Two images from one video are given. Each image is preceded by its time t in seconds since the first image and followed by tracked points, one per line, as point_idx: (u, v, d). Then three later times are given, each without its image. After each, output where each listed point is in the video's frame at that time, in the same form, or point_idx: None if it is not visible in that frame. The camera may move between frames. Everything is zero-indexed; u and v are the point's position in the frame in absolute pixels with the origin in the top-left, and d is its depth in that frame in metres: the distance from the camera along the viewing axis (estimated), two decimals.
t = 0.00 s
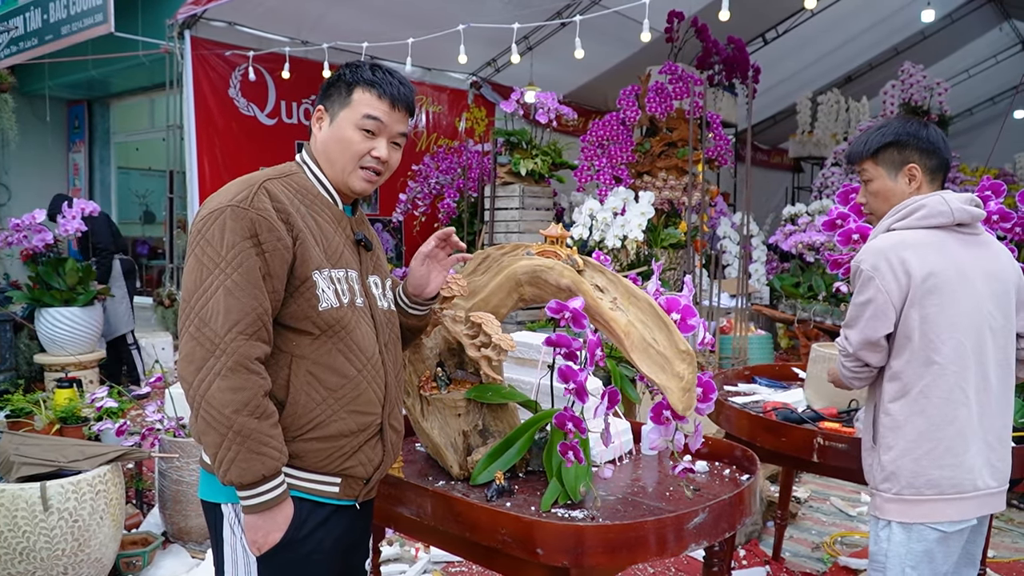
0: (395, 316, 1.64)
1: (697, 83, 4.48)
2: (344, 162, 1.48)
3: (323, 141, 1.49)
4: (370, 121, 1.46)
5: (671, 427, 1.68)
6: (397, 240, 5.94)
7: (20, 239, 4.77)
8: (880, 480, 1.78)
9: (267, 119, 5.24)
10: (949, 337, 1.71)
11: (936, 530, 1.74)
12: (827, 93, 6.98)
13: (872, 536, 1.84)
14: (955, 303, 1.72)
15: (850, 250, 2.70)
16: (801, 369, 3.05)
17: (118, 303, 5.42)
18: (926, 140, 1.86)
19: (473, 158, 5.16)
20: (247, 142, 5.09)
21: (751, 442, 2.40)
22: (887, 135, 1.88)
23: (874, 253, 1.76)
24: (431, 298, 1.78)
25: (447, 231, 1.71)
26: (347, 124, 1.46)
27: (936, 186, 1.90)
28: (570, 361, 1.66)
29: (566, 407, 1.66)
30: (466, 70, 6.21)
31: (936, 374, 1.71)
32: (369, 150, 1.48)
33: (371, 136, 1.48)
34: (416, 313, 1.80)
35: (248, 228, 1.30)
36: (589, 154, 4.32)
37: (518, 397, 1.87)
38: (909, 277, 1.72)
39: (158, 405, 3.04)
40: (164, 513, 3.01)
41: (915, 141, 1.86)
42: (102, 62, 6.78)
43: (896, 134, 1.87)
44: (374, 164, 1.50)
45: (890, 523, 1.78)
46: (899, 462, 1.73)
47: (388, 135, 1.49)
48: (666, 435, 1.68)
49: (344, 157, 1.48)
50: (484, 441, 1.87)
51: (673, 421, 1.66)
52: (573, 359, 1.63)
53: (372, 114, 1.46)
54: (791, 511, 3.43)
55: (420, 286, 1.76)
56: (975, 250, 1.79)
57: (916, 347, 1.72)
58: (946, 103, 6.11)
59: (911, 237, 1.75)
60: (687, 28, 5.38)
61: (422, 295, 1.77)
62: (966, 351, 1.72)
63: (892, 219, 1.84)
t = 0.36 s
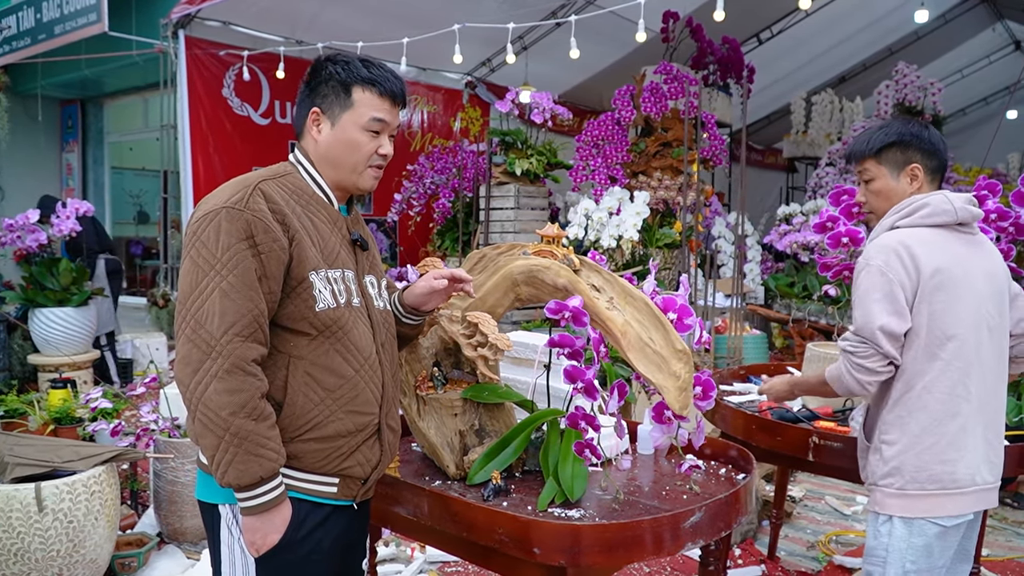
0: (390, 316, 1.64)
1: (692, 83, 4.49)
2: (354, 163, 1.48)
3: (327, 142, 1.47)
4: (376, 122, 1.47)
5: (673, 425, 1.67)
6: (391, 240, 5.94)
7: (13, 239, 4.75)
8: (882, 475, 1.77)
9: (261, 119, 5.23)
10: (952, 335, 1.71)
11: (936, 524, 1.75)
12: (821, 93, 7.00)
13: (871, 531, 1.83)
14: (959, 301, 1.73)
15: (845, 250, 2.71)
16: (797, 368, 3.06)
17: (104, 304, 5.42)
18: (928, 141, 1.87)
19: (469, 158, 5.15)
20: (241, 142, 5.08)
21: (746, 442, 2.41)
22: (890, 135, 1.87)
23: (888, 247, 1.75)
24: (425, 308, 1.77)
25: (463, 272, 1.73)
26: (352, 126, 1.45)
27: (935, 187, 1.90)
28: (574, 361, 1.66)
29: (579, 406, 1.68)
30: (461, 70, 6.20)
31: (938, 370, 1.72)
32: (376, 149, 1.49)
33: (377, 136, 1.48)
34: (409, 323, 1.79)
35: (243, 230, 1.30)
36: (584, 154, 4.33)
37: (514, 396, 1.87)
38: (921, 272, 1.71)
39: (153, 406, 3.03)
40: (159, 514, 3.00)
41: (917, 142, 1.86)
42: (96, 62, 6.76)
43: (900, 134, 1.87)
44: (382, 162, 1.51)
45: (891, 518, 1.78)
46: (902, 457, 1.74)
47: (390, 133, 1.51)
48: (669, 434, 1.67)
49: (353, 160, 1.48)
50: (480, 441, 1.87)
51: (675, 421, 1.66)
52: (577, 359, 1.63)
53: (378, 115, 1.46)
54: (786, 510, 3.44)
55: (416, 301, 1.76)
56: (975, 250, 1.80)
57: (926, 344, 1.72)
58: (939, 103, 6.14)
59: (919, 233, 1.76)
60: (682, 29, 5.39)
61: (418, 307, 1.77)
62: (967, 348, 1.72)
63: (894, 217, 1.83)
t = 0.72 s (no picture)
0: (387, 313, 1.63)
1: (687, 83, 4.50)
2: (365, 169, 1.50)
3: (340, 146, 1.46)
4: (388, 127, 1.49)
5: (666, 424, 1.68)
6: (386, 240, 5.94)
7: (7, 239, 4.73)
8: (914, 490, 1.69)
9: (255, 118, 5.22)
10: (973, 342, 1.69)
11: (961, 535, 1.73)
12: (816, 94, 7.02)
13: (898, 548, 1.75)
14: (977, 307, 1.71)
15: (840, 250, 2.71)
16: (792, 368, 3.07)
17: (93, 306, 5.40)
18: (926, 137, 1.82)
19: (464, 158, 5.14)
20: (235, 141, 5.06)
21: (743, 441, 2.42)
22: (888, 132, 1.82)
23: (924, 252, 1.65)
24: (421, 304, 1.78)
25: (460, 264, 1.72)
26: (366, 132, 1.46)
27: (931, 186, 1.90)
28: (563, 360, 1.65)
29: (561, 406, 1.67)
30: (456, 69, 6.20)
31: (964, 378, 1.69)
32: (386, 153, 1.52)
33: (386, 139, 1.51)
34: (406, 320, 1.81)
35: (241, 228, 1.30)
36: (580, 154, 4.33)
37: (510, 395, 1.86)
38: (950, 278, 1.65)
39: (148, 406, 3.02)
40: (154, 515, 2.99)
41: (915, 139, 1.81)
42: (89, 61, 6.74)
43: (898, 131, 1.81)
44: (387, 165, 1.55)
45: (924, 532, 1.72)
46: (934, 470, 1.68)
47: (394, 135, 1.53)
48: (662, 432, 1.68)
49: (365, 164, 1.50)
50: (477, 441, 1.87)
51: (669, 419, 1.66)
52: (568, 358, 1.62)
53: (391, 121, 1.49)
54: (781, 509, 3.45)
55: (415, 297, 1.76)
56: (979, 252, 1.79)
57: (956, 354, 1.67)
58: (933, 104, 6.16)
59: (945, 237, 1.69)
60: (677, 28, 5.40)
61: (415, 303, 1.78)
62: (984, 355, 1.72)
63: (909, 218, 1.75)
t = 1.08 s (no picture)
0: (382, 312, 1.63)
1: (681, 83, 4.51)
2: (360, 168, 1.50)
3: (338, 146, 1.46)
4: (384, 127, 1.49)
5: (657, 424, 1.69)
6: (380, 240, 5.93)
7: None
8: (928, 504, 1.59)
9: (249, 118, 5.20)
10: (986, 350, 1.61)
11: (973, 540, 1.64)
12: (810, 94, 7.05)
13: (912, 561, 1.64)
14: (990, 313, 1.62)
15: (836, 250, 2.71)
16: (787, 367, 3.07)
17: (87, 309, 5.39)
18: (946, 131, 1.70)
19: (458, 157, 5.12)
20: (229, 140, 5.04)
21: (739, 440, 2.42)
22: (912, 117, 1.68)
23: (942, 265, 1.53)
24: (418, 304, 1.77)
25: (456, 266, 1.71)
26: (363, 132, 1.46)
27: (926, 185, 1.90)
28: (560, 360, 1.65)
29: (559, 406, 1.66)
30: (450, 69, 6.19)
31: (977, 387, 1.60)
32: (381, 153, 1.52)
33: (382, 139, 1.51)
34: (403, 319, 1.80)
35: (235, 227, 1.29)
36: (574, 154, 4.33)
37: (507, 395, 1.86)
38: (968, 290, 1.55)
39: (143, 406, 3.01)
40: (148, 515, 2.97)
41: (937, 129, 1.68)
42: (83, 61, 6.72)
43: (921, 118, 1.68)
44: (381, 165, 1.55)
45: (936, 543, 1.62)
46: (948, 483, 1.58)
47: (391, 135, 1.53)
48: (654, 432, 1.69)
49: (360, 163, 1.49)
50: (473, 441, 1.87)
51: (660, 419, 1.68)
52: (565, 358, 1.62)
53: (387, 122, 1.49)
54: (777, 508, 3.45)
55: (411, 296, 1.75)
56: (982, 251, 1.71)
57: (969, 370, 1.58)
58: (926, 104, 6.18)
59: (962, 246, 1.57)
60: (671, 28, 5.41)
61: (412, 303, 1.77)
62: (995, 359, 1.63)
63: (925, 221, 1.60)
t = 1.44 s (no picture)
0: (377, 311, 1.63)
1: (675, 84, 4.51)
2: (352, 165, 1.49)
3: (327, 145, 1.45)
4: (374, 125, 1.48)
5: (662, 423, 1.68)
6: (374, 239, 5.92)
7: None
8: (923, 508, 1.59)
9: (243, 117, 5.19)
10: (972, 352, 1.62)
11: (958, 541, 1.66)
12: (803, 94, 7.06)
13: (905, 562, 1.64)
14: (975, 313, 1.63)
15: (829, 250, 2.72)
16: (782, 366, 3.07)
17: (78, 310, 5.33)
18: (932, 133, 1.67)
19: (453, 157, 5.11)
20: (223, 140, 5.03)
21: (733, 440, 2.44)
22: (899, 113, 1.67)
23: (941, 261, 1.53)
24: (416, 302, 1.77)
25: (454, 258, 1.70)
26: (354, 131, 1.46)
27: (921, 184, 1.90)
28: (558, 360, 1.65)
29: (559, 405, 1.65)
30: (445, 69, 6.18)
31: (965, 388, 1.61)
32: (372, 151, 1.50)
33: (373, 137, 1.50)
34: (400, 317, 1.79)
35: (227, 227, 1.29)
36: (569, 153, 4.32)
37: (502, 395, 1.87)
38: (962, 288, 1.56)
39: (137, 407, 3.00)
40: (142, 516, 2.96)
41: (923, 129, 1.66)
42: (76, 60, 6.69)
43: (908, 115, 1.66)
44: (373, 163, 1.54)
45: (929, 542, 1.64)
46: (940, 486, 1.59)
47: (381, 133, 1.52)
48: (659, 432, 1.68)
49: (352, 161, 1.49)
50: (468, 441, 1.87)
51: (664, 418, 1.67)
52: (562, 358, 1.62)
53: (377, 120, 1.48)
54: (771, 508, 3.46)
55: (408, 294, 1.75)
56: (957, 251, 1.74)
57: (966, 369, 1.58)
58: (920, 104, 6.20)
59: (951, 243, 1.58)
60: (665, 28, 5.42)
61: (409, 300, 1.76)
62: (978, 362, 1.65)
63: (916, 219, 1.60)
